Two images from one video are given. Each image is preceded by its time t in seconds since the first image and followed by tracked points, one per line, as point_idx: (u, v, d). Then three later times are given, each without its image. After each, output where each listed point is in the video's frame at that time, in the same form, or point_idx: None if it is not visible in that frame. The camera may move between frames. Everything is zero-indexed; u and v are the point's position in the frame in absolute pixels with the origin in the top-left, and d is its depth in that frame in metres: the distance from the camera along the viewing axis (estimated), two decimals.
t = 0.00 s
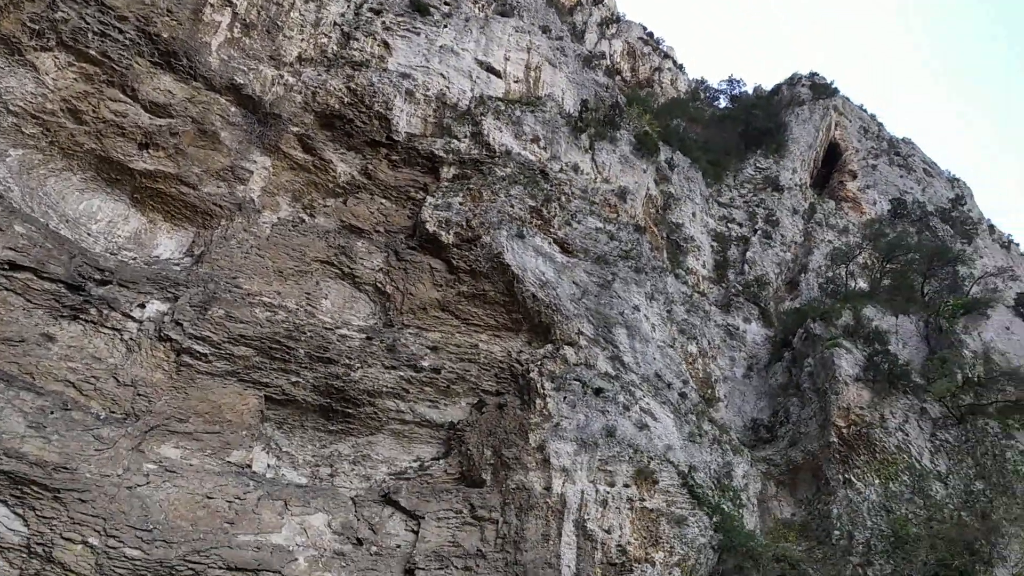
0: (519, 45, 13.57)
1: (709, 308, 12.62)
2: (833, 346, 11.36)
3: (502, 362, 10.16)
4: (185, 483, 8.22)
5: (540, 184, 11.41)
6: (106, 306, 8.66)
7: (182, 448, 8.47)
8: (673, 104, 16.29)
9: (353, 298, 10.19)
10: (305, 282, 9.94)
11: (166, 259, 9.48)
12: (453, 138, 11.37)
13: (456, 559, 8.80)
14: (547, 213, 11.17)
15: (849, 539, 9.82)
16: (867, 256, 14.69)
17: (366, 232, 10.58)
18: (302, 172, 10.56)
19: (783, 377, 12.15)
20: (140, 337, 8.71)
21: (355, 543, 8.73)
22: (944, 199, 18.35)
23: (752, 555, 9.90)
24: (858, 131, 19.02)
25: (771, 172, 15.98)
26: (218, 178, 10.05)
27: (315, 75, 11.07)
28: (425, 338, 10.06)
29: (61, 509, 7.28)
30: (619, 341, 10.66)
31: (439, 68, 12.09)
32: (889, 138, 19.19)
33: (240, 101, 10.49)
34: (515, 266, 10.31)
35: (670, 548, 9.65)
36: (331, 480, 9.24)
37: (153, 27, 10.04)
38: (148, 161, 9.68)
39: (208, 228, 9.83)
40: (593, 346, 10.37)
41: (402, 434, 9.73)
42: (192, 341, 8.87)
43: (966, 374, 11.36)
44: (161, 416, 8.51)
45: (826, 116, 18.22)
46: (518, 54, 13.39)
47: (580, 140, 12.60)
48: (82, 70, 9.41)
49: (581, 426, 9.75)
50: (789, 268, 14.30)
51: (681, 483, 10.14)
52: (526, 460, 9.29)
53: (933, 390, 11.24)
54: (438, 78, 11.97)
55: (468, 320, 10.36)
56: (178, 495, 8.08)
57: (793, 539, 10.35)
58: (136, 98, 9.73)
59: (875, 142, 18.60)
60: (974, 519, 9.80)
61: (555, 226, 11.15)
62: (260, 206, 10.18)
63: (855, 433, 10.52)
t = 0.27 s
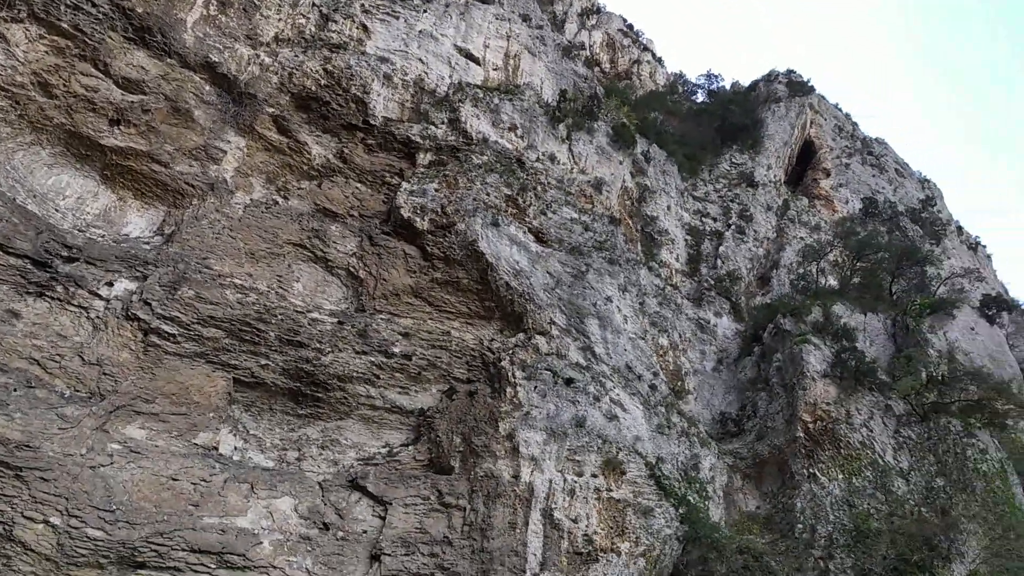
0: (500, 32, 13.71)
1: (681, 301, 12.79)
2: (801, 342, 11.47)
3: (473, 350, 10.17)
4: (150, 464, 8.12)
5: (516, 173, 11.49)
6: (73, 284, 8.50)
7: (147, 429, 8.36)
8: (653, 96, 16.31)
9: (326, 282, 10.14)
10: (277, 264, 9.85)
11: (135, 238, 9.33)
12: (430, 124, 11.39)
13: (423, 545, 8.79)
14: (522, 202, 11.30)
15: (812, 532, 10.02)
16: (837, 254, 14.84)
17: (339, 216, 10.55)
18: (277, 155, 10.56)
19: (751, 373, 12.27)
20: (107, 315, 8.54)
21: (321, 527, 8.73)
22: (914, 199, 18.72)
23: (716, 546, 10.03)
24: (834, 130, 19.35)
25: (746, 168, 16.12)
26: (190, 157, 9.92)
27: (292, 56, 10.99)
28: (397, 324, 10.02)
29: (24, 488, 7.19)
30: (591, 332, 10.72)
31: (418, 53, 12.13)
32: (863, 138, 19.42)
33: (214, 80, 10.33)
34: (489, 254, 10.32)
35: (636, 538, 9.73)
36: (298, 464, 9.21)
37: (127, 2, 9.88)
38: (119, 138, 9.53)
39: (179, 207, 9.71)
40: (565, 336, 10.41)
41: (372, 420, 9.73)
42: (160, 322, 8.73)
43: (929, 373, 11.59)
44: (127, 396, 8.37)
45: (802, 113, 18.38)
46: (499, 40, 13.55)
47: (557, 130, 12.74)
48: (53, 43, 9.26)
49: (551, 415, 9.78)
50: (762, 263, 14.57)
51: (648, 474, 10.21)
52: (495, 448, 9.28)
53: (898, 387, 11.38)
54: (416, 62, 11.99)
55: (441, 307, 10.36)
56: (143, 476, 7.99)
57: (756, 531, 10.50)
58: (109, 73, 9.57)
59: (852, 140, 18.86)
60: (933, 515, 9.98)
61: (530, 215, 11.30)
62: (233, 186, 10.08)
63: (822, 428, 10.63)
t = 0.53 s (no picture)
0: (477, 24, 13.98)
1: (652, 297, 12.93)
2: (769, 342, 11.64)
3: (443, 341, 10.13)
4: (112, 447, 8.02)
5: (491, 164, 11.53)
6: (37, 264, 8.31)
7: (110, 412, 8.21)
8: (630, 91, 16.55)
9: (296, 269, 10.07)
10: (247, 249, 9.75)
11: (102, 219, 9.18)
12: (406, 113, 11.49)
13: (388, 535, 8.78)
14: (496, 194, 11.31)
15: (774, 530, 10.13)
16: (807, 255, 15.47)
17: (311, 202, 10.51)
18: (249, 138, 10.47)
19: (720, 370, 12.46)
20: (71, 297, 8.36)
21: (285, 515, 8.69)
22: (884, 203, 19.27)
23: (679, 541, 10.11)
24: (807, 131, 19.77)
25: (720, 167, 16.35)
26: (161, 138, 9.80)
27: (269, 40, 11.04)
28: (367, 313, 9.99)
29: None
30: (561, 326, 10.75)
31: (395, 41, 12.34)
32: (833, 141, 20.06)
33: (188, 61, 10.30)
34: (461, 245, 10.32)
35: (600, 532, 9.79)
36: (263, 451, 9.12)
37: None
38: (88, 116, 9.37)
39: (148, 188, 9.58)
40: (535, 329, 10.45)
41: (339, 408, 9.68)
42: (126, 304, 8.58)
43: (893, 375, 11.84)
44: (90, 378, 8.21)
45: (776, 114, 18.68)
46: (476, 32, 13.83)
47: (533, 122, 12.93)
48: (23, 18, 9.10)
49: (520, 408, 9.77)
50: (732, 262, 14.88)
51: (615, 468, 10.26)
52: (462, 440, 9.27)
53: (862, 388, 11.56)
54: (393, 51, 12.21)
55: (412, 297, 10.32)
56: (104, 460, 7.90)
57: (720, 527, 10.63)
58: (79, 51, 9.46)
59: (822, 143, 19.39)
60: (892, 514, 10.04)
61: (504, 207, 11.30)
62: (204, 169, 9.96)
63: (787, 426, 10.79)
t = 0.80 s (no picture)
0: (455, 17, 14.02)
1: (621, 296, 13.03)
2: (736, 343, 11.76)
3: (411, 334, 10.10)
4: (72, 433, 7.87)
5: (464, 158, 11.58)
6: None
7: (70, 397, 8.09)
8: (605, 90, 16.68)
9: (265, 257, 9.99)
10: (215, 236, 9.65)
11: (67, 200, 9.02)
12: (380, 103, 11.47)
13: (351, 527, 8.74)
14: (469, 188, 11.34)
15: (735, 530, 10.21)
16: (775, 258, 15.62)
17: (282, 191, 10.48)
18: (220, 124, 10.40)
19: (687, 369, 12.57)
20: (33, 279, 8.14)
21: (247, 505, 8.61)
22: (851, 210, 19.69)
23: (641, 538, 10.20)
24: (780, 135, 20.05)
25: (692, 168, 16.61)
26: (130, 121, 9.67)
27: (243, 25, 10.96)
28: (336, 304, 9.92)
29: None
30: (531, 323, 10.79)
31: (371, 31, 12.33)
32: (805, 146, 20.33)
33: (159, 43, 10.18)
34: (433, 239, 10.33)
35: (563, 528, 9.82)
36: (227, 440, 8.99)
37: None
38: (56, 96, 9.20)
39: (115, 171, 9.45)
40: (504, 324, 10.46)
41: (305, 399, 9.60)
42: (90, 288, 8.41)
43: (857, 378, 12.03)
44: (50, 362, 8.03)
45: (750, 117, 18.92)
46: (454, 25, 13.85)
47: (508, 118, 13.01)
48: None
49: (487, 403, 9.77)
50: (702, 263, 15.06)
51: (580, 465, 10.29)
52: (428, 433, 9.25)
53: (826, 391, 11.81)
54: (370, 40, 12.19)
55: (381, 289, 10.29)
56: (63, 446, 7.73)
57: (682, 525, 10.71)
58: (49, 29, 9.35)
59: (793, 148, 19.74)
60: (851, 516, 10.22)
61: (477, 201, 11.36)
62: (173, 153, 9.85)
63: (750, 427, 10.89)
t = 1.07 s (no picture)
0: (431, 12, 13.99)
1: (589, 296, 13.09)
2: (701, 346, 11.86)
3: (378, 329, 10.04)
4: (28, 421, 7.66)
5: (436, 155, 11.63)
6: None
7: (27, 383, 7.90)
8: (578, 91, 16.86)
9: (231, 247, 9.88)
10: (181, 224, 9.53)
11: (29, 183, 8.86)
12: (353, 96, 11.45)
13: (311, 521, 8.67)
14: (439, 184, 11.40)
15: (694, 531, 10.31)
16: (743, 263, 15.75)
17: (251, 180, 10.41)
18: (189, 111, 10.29)
19: (651, 371, 12.66)
20: None
21: (205, 497, 8.50)
22: (818, 217, 20.09)
23: (602, 538, 10.25)
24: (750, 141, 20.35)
25: (663, 171, 16.83)
26: (96, 105, 9.53)
27: (215, 12, 10.86)
28: (302, 297, 9.85)
29: None
30: (498, 321, 10.80)
31: (346, 23, 12.27)
32: (774, 155, 20.74)
33: (130, 27, 10.12)
34: (402, 234, 10.32)
35: (525, 527, 9.81)
36: (186, 431, 8.88)
37: None
38: (21, 77, 9.09)
39: (80, 154, 9.26)
40: (471, 321, 10.48)
41: (268, 391, 9.49)
42: (50, 274, 8.28)
43: (818, 386, 12.21)
44: (8, 347, 7.88)
45: (721, 123, 19.16)
46: (430, 20, 13.84)
47: (481, 114, 13.07)
48: None
49: (451, 399, 9.75)
50: (669, 266, 15.10)
51: (542, 464, 10.31)
52: (392, 429, 9.22)
53: (788, 397, 12.01)
54: (344, 33, 12.13)
55: (349, 283, 10.24)
56: (19, 433, 7.54)
57: (642, 526, 10.79)
58: (16, 10, 9.26)
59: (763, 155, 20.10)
60: (809, 520, 10.41)
61: (447, 197, 11.39)
62: (139, 139, 9.70)
63: (713, 430, 11.04)
